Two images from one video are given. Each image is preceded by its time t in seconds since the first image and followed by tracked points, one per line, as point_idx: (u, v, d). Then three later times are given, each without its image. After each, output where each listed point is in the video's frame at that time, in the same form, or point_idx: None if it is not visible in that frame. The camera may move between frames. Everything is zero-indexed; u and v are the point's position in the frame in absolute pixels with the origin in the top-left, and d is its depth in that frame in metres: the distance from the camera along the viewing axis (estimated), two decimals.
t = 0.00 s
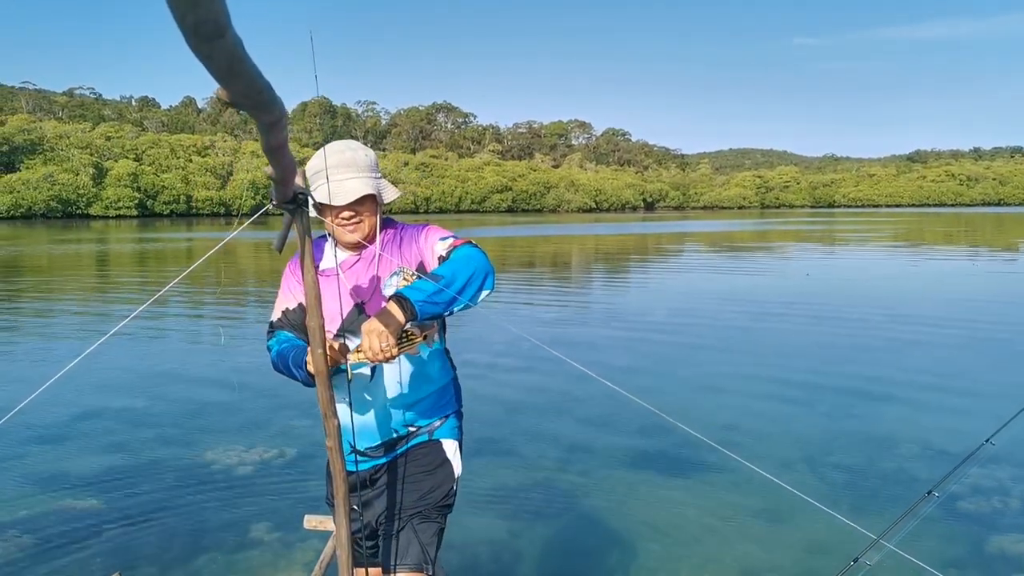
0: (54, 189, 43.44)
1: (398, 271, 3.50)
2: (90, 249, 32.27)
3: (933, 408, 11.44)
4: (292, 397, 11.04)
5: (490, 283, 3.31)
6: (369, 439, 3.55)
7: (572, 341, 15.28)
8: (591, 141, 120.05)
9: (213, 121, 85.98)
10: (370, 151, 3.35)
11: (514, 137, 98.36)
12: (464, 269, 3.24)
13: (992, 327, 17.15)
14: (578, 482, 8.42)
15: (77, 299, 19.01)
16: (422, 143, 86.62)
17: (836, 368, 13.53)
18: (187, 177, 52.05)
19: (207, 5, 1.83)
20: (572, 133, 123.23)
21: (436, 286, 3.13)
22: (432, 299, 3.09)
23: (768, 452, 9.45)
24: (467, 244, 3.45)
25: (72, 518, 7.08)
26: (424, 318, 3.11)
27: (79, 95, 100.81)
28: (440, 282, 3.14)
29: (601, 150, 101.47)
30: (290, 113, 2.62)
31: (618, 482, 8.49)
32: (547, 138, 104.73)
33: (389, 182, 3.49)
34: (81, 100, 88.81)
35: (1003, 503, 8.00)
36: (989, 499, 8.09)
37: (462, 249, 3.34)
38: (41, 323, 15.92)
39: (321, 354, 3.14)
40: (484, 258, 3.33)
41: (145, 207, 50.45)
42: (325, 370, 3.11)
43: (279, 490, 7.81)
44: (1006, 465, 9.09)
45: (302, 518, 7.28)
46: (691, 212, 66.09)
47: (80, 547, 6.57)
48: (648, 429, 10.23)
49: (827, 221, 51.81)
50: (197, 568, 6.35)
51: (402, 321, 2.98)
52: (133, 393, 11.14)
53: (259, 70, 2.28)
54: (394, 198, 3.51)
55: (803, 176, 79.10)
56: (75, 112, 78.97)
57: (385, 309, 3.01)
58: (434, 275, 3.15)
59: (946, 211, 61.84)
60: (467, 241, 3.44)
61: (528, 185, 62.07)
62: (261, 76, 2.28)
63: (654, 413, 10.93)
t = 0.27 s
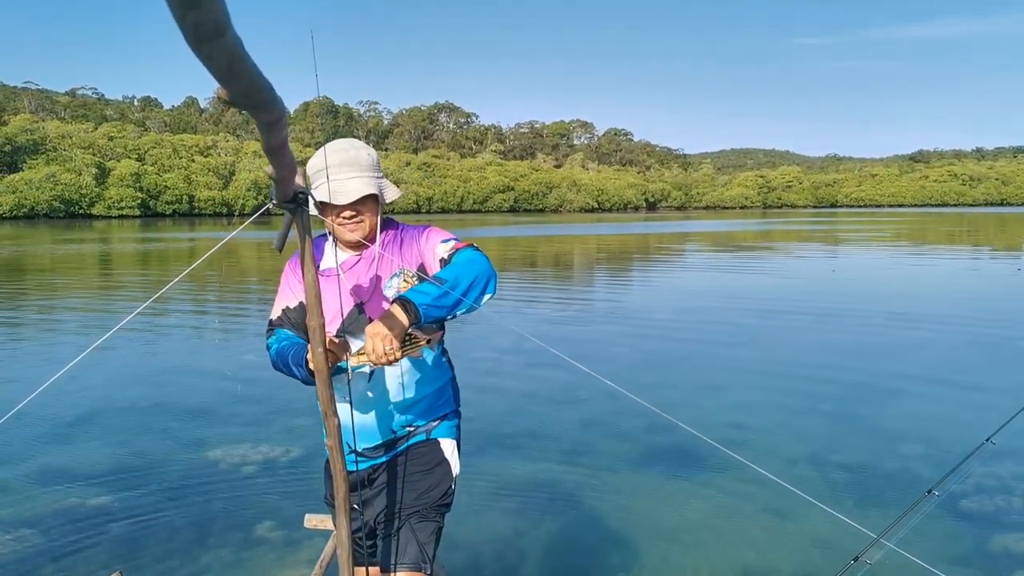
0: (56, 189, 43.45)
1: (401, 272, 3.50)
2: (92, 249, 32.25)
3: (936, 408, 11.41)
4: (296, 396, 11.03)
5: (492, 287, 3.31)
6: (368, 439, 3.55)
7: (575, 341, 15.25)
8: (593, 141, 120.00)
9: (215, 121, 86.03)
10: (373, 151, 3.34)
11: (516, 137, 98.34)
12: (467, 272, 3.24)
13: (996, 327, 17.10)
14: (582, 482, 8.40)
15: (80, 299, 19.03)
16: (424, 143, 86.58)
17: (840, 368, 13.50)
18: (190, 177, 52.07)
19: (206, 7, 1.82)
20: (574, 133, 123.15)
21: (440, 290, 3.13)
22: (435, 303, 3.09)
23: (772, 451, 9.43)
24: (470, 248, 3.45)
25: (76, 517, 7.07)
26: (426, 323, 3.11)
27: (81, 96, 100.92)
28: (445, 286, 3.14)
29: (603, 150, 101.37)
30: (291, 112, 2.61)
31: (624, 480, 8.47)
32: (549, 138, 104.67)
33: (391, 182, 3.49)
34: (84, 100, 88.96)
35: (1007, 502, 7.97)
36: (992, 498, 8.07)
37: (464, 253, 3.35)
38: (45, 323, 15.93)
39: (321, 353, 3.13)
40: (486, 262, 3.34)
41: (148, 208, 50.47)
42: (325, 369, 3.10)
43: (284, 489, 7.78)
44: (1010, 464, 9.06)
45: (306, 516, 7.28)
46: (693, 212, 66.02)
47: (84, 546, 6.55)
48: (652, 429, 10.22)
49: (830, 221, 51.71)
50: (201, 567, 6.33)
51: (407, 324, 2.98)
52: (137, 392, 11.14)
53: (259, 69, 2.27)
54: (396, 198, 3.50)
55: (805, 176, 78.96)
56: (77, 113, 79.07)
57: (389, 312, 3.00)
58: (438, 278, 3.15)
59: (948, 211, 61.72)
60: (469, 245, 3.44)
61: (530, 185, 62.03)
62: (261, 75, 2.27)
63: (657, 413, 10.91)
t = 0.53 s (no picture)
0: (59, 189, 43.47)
1: (401, 274, 3.51)
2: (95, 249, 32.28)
3: (939, 408, 11.39)
4: (300, 395, 11.03)
5: (493, 292, 3.32)
6: (368, 440, 3.54)
7: (577, 341, 15.24)
8: (595, 141, 120.00)
9: (218, 121, 86.12)
10: (374, 150, 3.34)
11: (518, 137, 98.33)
12: (468, 276, 3.24)
13: (999, 327, 17.06)
14: (584, 481, 8.39)
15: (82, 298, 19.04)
16: (427, 143, 86.58)
17: (843, 367, 13.48)
18: (192, 177, 52.11)
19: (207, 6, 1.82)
20: (576, 133, 123.12)
21: (441, 294, 3.14)
22: (436, 307, 3.09)
23: (775, 450, 9.43)
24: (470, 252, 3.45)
25: (78, 516, 7.07)
26: (427, 326, 3.11)
27: (84, 96, 101.10)
28: (447, 290, 3.14)
29: (605, 150, 101.28)
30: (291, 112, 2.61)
31: (626, 480, 8.46)
32: (551, 138, 104.66)
33: (392, 182, 3.48)
34: (86, 100, 89.05)
35: (1009, 501, 7.97)
36: (995, 497, 8.06)
37: (464, 257, 3.35)
38: (47, 322, 15.94)
39: (321, 352, 3.12)
40: (487, 266, 3.34)
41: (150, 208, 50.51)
42: (325, 369, 3.09)
43: (287, 488, 7.78)
44: (1013, 463, 9.04)
45: (311, 514, 7.28)
46: (695, 212, 65.96)
47: (86, 545, 6.55)
48: (655, 428, 10.21)
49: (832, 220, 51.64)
50: (205, 566, 6.34)
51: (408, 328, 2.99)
52: (140, 392, 11.14)
53: (258, 69, 2.26)
54: (397, 198, 3.50)
55: (808, 176, 78.86)
56: (80, 113, 79.19)
57: (389, 316, 3.00)
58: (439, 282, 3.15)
59: (951, 211, 61.62)
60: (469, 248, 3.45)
61: (532, 185, 62.00)
62: (262, 75, 2.27)
63: (661, 412, 10.91)
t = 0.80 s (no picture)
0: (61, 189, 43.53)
1: (400, 277, 3.52)
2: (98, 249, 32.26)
3: (942, 407, 11.37)
4: (303, 395, 11.03)
5: (492, 297, 3.32)
6: (366, 442, 3.54)
7: (580, 341, 15.24)
8: (597, 141, 119.90)
9: (220, 121, 86.19)
10: (374, 151, 3.35)
11: (520, 137, 98.40)
12: (468, 282, 3.24)
13: (1002, 327, 17.01)
14: (587, 480, 8.38)
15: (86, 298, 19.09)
16: (429, 144, 86.61)
17: (845, 368, 13.45)
18: (195, 177, 52.14)
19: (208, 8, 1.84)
20: (578, 133, 123.03)
21: (440, 300, 3.15)
22: (435, 314, 3.10)
23: (778, 449, 9.41)
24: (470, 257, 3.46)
25: (81, 514, 7.07)
26: (426, 333, 3.12)
27: (86, 95, 101.25)
28: (446, 296, 3.15)
29: (607, 151, 101.45)
30: (290, 113, 2.62)
31: (629, 479, 8.45)
32: (553, 139, 104.62)
33: (391, 182, 3.48)
34: (88, 100, 89.22)
35: (1012, 500, 7.96)
36: (998, 496, 8.05)
37: (464, 264, 3.36)
38: (50, 322, 15.97)
39: (320, 352, 3.11)
40: (486, 273, 3.34)
41: (153, 208, 50.55)
42: (324, 371, 3.09)
43: (290, 487, 7.79)
44: (1016, 463, 9.03)
45: (316, 512, 7.29)
46: (697, 212, 65.88)
47: (89, 544, 6.54)
48: (658, 427, 10.21)
49: (834, 221, 51.56)
50: (212, 563, 6.35)
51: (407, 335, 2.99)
52: (143, 391, 11.16)
53: (257, 70, 2.28)
54: (396, 199, 3.51)
55: (809, 176, 78.80)
56: (82, 113, 79.30)
57: (388, 322, 3.01)
58: (438, 288, 3.16)
59: (953, 211, 61.47)
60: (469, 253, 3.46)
61: (534, 185, 61.98)
62: (261, 75, 2.29)
63: (663, 412, 10.90)
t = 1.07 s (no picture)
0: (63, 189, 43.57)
1: (399, 278, 3.52)
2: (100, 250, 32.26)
3: (945, 407, 11.35)
4: (307, 395, 11.03)
5: (491, 300, 3.32)
6: (366, 443, 3.55)
7: (581, 341, 15.24)
8: (598, 141, 119.83)
9: (222, 121, 86.25)
10: (372, 152, 3.34)
11: (522, 137, 98.40)
12: (466, 285, 3.24)
13: (1005, 327, 16.98)
14: (589, 479, 8.37)
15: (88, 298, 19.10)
16: (430, 144, 86.65)
17: (848, 368, 13.44)
18: (197, 178, 52.18)
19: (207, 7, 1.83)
20: (580, 133, 122.95)
21: (437, 304, 3.15)
22: (432, 317, 3.10)
23: (782, 449, 9.41)
24: (468, 260, 3.46)
25: (81, 514, 7.06)
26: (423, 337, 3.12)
27: (88, 96, 101.40)
28: (443, 300, 3.15)
29: (609, 151, 101.44)
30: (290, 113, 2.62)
31: (631, 478, 8.44)
32: (555, 139, 104.60)
33: (390, 184, 3.47)
34: (90, 100, 89.35)
35: (1015, 499, 7.95)
36: (1001, 495, 8.05)
37: (462, 267, 3.37)
38: (53, 322, 15.99)
39: (320, 354, 3.10)
40: (484, 277, 3.34)
41: (155, 208, 50.59)
42: (324, 373, 3.09)
43: (291, 486, 7.78)
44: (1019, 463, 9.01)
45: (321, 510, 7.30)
46: (699, 212, 65.83)
47: (89, 543, 6.53)
48: (660, 427, 10.20)
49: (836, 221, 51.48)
50: (217, 561, 6.35)
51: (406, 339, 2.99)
52: (145, 391, 11.16)
53: (257, 71, 2.27)
54: (395, 200, 3.50)
55: (811, 176, 78.71)
56: (85, 113, 79.41)
57: (385, 325, 3.01)
58: (434, 292, 3.16)
59: (956, 211, 61.37)
60: (468, 257, 3.45)
61: (536, 185, 61.98)
62: (261, 76, 2.29)
63: (666, 411, 10.90)
